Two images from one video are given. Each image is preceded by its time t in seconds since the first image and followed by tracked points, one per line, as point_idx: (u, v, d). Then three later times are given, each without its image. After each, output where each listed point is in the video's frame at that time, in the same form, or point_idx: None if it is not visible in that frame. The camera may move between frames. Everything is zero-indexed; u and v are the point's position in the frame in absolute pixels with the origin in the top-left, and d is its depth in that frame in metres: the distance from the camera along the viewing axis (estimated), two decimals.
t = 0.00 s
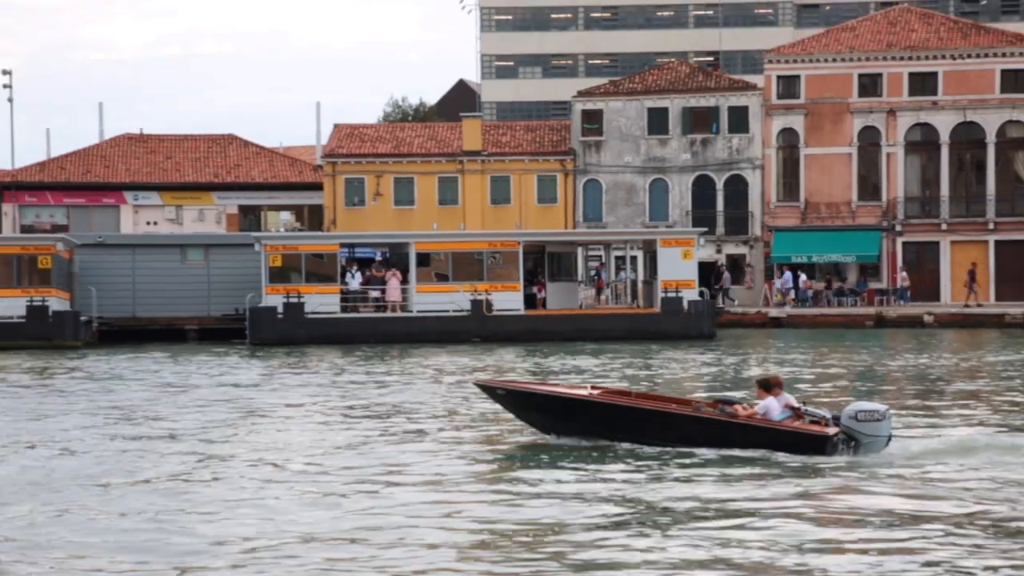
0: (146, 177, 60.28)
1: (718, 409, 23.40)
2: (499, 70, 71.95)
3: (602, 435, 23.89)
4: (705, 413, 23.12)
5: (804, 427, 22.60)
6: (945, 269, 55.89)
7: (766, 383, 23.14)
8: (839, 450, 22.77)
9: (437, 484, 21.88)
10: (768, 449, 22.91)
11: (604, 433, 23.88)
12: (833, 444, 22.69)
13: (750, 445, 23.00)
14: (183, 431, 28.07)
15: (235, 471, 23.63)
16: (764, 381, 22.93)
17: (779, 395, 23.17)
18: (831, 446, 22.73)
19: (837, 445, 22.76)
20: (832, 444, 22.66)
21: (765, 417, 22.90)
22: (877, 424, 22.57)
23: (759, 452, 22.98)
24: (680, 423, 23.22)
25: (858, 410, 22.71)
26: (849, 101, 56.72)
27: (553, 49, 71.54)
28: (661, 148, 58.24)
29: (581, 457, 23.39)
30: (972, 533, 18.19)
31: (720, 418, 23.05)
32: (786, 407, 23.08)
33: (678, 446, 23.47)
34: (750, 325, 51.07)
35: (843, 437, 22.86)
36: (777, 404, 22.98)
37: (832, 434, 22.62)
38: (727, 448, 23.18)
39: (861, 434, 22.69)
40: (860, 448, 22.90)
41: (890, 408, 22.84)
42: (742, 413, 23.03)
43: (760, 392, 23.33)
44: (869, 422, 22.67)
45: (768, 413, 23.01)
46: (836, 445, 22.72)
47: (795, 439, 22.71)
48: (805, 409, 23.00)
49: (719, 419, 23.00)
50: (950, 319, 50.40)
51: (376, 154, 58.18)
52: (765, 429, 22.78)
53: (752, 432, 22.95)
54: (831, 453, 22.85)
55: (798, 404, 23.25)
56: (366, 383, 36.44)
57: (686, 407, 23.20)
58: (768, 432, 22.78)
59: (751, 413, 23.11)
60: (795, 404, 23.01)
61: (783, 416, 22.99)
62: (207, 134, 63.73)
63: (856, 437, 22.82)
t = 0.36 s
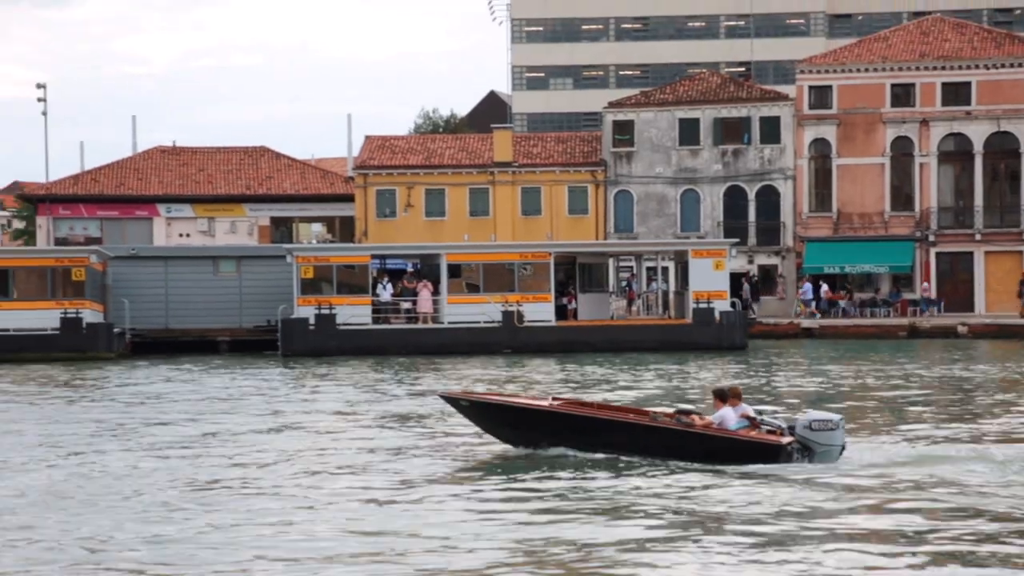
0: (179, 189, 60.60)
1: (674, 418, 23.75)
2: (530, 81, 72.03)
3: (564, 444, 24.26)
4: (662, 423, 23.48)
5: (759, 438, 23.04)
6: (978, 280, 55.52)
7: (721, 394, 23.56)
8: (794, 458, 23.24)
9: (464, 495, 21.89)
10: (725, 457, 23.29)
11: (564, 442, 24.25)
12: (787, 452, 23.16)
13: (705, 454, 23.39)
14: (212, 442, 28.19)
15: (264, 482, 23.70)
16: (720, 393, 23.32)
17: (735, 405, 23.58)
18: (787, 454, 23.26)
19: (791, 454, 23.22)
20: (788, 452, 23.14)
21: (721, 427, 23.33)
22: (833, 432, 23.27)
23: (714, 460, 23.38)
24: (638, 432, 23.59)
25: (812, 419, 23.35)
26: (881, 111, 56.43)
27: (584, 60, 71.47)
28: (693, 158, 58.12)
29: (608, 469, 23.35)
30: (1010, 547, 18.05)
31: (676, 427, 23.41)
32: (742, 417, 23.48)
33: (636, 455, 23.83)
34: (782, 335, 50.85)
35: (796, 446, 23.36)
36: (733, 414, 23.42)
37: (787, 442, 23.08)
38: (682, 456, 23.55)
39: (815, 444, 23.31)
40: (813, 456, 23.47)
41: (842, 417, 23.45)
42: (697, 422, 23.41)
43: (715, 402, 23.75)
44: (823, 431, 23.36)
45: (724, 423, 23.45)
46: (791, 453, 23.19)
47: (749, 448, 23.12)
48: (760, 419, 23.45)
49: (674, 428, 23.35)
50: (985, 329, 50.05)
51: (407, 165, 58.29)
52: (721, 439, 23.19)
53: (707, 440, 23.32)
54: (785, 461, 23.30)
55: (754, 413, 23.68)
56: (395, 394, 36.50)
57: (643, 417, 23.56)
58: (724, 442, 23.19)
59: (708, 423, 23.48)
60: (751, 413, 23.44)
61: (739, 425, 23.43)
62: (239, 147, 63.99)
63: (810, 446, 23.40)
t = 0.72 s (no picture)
0: (213, 196, 60.90)
1: (635, 422, 23.87)
2: (563, 86, 71.99)
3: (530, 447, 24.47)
4: (622, 427, 23.61)
5: (718, 442, 23.07)
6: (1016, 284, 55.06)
7: (682, 398, 23.57)
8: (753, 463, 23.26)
9: (499, 499, 21.83)
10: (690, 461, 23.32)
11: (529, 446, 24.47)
12: (744, 457, 23.20)
13: (663, 457, 23.46)
14: (248, 447, 28.23)
15: (300, 487, 23.70)
16: (679, 397, 23.31)
17: (697, 409, 23.56)
18: (744, 459, 23.20)
19: (749, 458, 23.24)
20: (746, 457, 23.18)
21: (681, 431, 23.37)
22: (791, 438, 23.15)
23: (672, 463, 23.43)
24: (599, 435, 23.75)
25: (771, 425, 23.23)
26: (917, 114, 56.08)
27: (617, 64, 71.46)
28: (726, 163, 57.95)
29: (643, 475, 23.24)
30: None
31: (635, 430, 23.52)
32: (703, 422, 23.50)
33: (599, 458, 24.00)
34: (817, 340, 50.62)
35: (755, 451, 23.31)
36: (693, 418, 23.43)
37: (745, 447, 23.12)
38: (642, 460, 23.65)
39: (772, 449, 23.21)
40: (772, 461, 23.42)
41: (801, 422, 23.28)
42: (656, 426, 23.51)
43: (677, 407, 23.79)
44: (782, 436, 23.22)
45: (684, 427, 23.48)
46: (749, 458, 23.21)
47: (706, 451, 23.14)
48: (721, 424, 23.45)
49: (634, 432, 23.49)
50: None
51: (441, 171, 58.34)
52: (680, 442, 23.25)
53: (665, 444, 23.40)
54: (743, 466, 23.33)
55: (716, 417, 23.67)
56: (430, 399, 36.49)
57: (603, 421, 23.72)
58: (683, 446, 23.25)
59: (668, 427, 23.55)
60: (713, 418, 23.44)
61: (699, 429, 23.44)
62: (272, 153, 64.24)
63: (769, 451, 23.32)
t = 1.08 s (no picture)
0: (256, 192, 61.16)
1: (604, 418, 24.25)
2: (604, 81, 71.76)
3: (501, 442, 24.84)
4: (591, 422, 24.02)
5: (685, 437, 23.45)
6: None
7: (651, 393, 23.90)
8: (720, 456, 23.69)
9: (539, 496, 21.73)
10: (661, 457, 23.60)
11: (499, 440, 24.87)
12: (711, 451, 23.58)
13: (628, 454, 23.82)
14: (288, 442, 28.26)
15: (340, 482, 23.68)
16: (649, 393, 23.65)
17: (667, 404, 23.95)
18: (712, 452, 23.63)
19: (717, 451, 23.67)
20: (714, 451, 23.58)
21: (649, 426, 23.75)
22: (757, 432, 23.81)
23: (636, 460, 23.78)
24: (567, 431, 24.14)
25: (738, 419, 23.88)
26: (962, 108, 55.60)
27: (658, 58, 71.19)
28: (768, 157, 57.59)
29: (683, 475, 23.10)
30: None
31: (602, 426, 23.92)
32: (673, 416, 23.88)
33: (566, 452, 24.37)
34: (860, 334, 50.27)
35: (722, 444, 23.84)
36: (662, 413, 23.81)
37: (713, 442, 23.53)
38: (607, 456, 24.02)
39: (740, 442, 23.84)
40: (738, 454, 23.98)
41: (767, 418, 24.03)
42: (624, 422, 23.89)
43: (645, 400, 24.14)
44: (747, 431, 23.88)
45: (652, 422, 23.86)
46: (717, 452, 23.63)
47: (671, 447, 23.51)
48: (688, 418, 23.83)
49: (602, 427, 23.89)
50: None
51: (482, 166, 58.32)
52: (647, 436, 23.62)
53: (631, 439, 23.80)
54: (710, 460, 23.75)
55: (683, 410, 24.07)
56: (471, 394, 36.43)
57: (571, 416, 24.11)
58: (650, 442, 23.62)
59: (637, 422, 23.91)
60: (682, 412, 23.84)
61: (666, 424, 23.82)
62: (315, 149, 64.52)
63: (735, 445, 23.93)
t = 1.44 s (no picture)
0: (291, 191, 61.36)
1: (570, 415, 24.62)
2: (638, 79, 71.64)
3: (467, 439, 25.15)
4: (555, 418, 24.38)
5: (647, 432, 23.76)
6: None
7: (615, 390, 24.18)
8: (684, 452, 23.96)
9: (573, 495, 21.67)
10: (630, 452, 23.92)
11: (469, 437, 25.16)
12: (675, 447, 23.86)
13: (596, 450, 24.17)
14: (322, 440, 28.30)
15: (373, 480, 23.69)
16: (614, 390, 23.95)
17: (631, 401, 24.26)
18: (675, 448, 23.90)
19: (680, 447, 23.94)
20: (678, 446, 23.85)
21: (613, 422, 24.03)
22: (719, 427, 24.18)
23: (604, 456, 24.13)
24: (535, 427, 24.47)
25: (700, 415, 24.23)
26: (999, 103, 55.16)
27: (693, 56, 71.00)
28: (803, 154, 57.38)
29: (717, 475, 22.98)
30: None
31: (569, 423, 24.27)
32: (636, 412, 24.21)
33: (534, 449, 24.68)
34: (897, 332, 49.95)
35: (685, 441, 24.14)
36: (626, 410, 24.09)
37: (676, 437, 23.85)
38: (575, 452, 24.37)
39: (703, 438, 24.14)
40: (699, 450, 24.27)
41: (728, 413, 24.39)
42: (590, 419, 24.23)
43: (609, 398, 24.42)
44: (709, 427, 24.24)
45: (616, 418, 24.13)
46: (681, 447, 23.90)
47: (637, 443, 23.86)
48: (653, 414, 24.16)
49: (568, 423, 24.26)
50: None
51: (516, 164, 58.30)
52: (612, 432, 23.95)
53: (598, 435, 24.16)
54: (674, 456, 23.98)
55: (648, 407, 24.39)
56: (506, 394, 36.38)
57: (539, 414, 24.45)
58: (615, 439, 23.95)
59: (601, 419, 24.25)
60: (646, 409, 24.17)
61: (630, 420, 24.11)
62: (350, 148, 64.72)
63: (698, 442, 24.26)
